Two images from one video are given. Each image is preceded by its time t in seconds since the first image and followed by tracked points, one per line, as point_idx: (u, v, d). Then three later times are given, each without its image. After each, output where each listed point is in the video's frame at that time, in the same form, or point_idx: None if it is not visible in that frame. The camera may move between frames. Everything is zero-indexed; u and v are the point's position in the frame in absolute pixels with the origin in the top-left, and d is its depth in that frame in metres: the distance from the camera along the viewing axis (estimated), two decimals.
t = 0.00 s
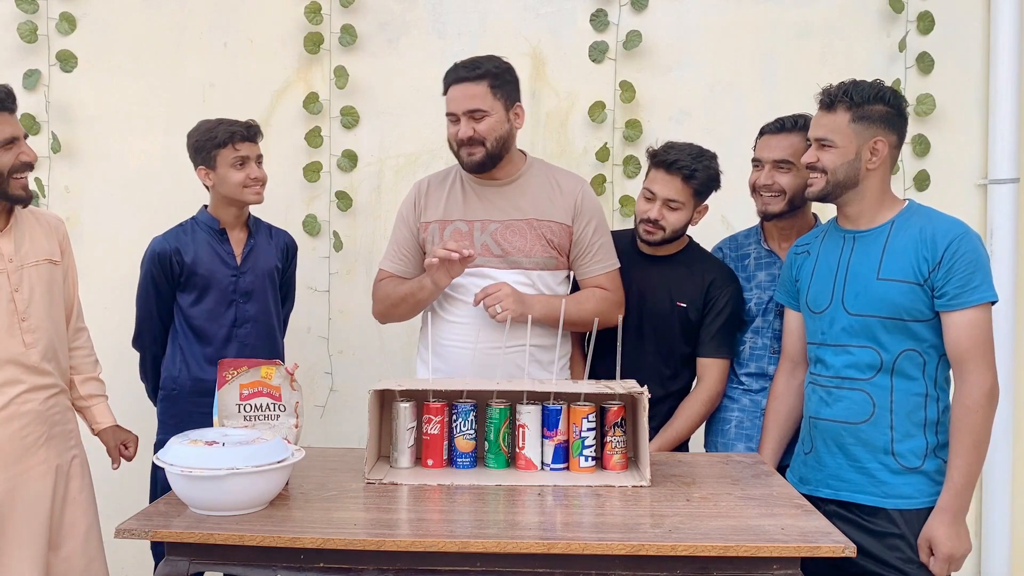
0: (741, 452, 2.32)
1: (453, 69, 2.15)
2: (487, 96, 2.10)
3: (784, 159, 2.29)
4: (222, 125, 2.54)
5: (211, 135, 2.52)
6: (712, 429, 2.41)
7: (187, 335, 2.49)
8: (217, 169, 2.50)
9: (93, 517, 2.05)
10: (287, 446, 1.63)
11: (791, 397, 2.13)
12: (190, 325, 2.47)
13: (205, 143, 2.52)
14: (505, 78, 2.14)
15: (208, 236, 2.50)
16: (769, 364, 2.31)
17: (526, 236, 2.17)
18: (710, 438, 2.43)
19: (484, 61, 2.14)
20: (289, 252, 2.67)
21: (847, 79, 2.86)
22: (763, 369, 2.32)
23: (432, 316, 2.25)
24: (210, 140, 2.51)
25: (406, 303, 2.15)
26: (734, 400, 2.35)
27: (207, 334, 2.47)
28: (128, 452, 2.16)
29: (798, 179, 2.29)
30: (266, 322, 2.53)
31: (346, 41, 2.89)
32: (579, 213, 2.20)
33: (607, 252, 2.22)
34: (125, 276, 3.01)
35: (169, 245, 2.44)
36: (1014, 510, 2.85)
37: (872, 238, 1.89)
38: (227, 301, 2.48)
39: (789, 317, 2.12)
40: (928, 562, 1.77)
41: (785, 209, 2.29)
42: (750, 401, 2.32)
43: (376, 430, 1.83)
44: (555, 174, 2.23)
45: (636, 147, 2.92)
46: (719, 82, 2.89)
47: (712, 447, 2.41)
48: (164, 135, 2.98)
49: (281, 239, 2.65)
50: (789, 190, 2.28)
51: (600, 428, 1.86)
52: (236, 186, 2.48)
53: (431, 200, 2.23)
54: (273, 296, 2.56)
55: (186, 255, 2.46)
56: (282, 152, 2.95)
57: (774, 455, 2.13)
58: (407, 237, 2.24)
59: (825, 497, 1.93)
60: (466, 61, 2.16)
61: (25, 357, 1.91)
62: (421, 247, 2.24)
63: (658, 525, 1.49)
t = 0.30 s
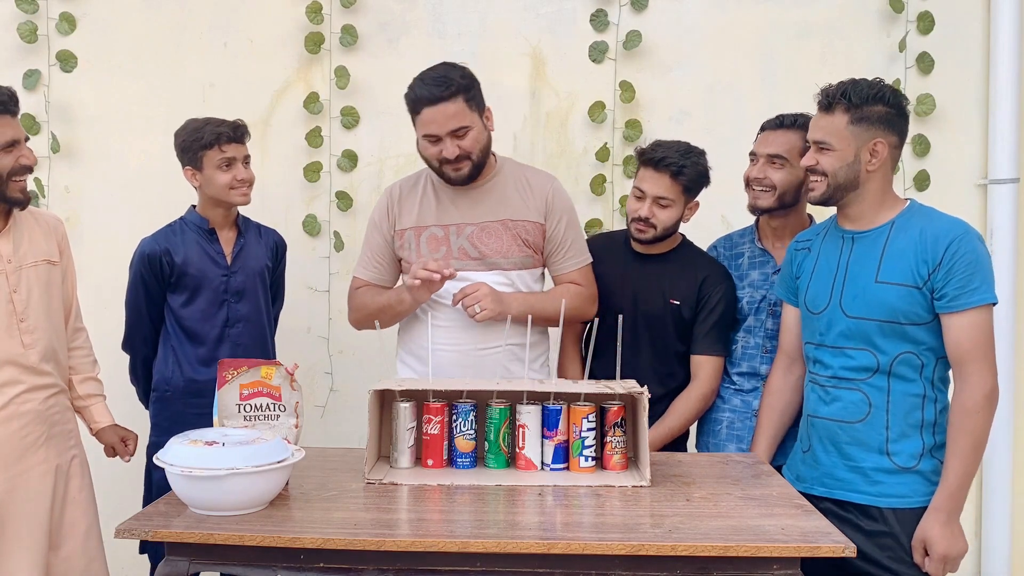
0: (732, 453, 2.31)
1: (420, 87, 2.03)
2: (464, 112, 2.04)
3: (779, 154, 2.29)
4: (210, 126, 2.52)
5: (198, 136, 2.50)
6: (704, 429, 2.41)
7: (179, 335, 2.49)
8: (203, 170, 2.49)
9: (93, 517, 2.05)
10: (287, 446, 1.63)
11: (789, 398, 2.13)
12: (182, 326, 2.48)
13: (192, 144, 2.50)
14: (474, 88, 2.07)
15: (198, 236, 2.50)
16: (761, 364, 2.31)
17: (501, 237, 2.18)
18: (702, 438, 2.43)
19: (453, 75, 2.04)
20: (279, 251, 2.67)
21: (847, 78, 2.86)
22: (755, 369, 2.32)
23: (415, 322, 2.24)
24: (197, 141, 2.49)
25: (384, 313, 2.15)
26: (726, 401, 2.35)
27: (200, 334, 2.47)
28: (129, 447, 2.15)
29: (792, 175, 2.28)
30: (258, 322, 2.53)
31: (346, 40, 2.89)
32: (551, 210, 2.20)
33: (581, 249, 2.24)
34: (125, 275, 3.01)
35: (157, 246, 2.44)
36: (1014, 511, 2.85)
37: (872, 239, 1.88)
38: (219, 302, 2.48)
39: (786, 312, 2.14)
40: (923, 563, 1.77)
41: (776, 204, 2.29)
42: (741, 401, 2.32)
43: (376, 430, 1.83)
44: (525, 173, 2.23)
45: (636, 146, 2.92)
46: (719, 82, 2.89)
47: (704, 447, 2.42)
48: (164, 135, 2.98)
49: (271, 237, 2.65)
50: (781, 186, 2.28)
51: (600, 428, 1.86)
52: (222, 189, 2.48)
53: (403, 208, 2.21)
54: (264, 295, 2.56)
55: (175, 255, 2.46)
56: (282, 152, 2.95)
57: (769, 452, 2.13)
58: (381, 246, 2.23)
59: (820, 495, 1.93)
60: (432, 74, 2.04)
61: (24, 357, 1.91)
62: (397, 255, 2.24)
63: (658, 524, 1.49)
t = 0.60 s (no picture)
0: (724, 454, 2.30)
1: (417, 97, 2.02)
2: (461, 121, 2.04)
3: (763, 157, 2.29)
4: (200, 127, 2.51)
5: (187, 138, 2.49)
6: (697, 429, 2.40)
7: (173, 336, 2.49)
8: (192, 172, 2.49)
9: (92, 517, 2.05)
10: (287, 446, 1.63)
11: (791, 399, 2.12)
12: (176, 326, 2.48)
13: (180, 147, 2.50)
14: (469, 97, 2.08)
15: (190, 236, 2.50)
16: (753, 367, 2.28)
17: (494, 241, 2.19)
18: (694, 439, 2.41)
19: (450, 85, 2.04)
20: (275, 250, 2.66)
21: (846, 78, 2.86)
22: (747, 371, 2.29)
23: (412, 329, 2.22)
24: (186, 143, 2.48)
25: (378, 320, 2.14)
26: (718, 403, 2.33)
27: (194, 335, 2.47)
28: (130, 446, 2.15)
29: (777, 177, 2.28)
30: (253, 322, 2.52)
31: (347, 41, 2.89)
32: (540, 212, 2.23)
33: (569, 249, 2.28)
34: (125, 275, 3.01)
35: (150, 246, 2.45)
36: (1014, 511, 2.84)
37: (893, 238, 1.85)
38: (212, 302, 2.48)
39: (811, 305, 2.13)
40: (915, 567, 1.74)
41: (762, 206, 2.28)
42: (733, 404, 2.29)
43: (376, 430, 1.83)
44: (514, 176, 2.24)
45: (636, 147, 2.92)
46: (719, 82, 2.89)
47: (695, 447, 2.40)
48: (164, 135, 2.98)
49: (265, 237, 2.64)
50: (767, 188, 2.27)
51: (600, 428, 1.86)
52: (209, 192, 2.47)
53: (393, 214, 2.20)
54: (259, 295, 2.56)
55: (168, 256, 2.46)
56: (282, 152, 2.95)
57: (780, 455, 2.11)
58: (370, 252, 2.21)
59: (830, 497, 1.93)
60: (429, 84, 2.04)
61: (23, 357, 1.91)
62: (386, 261, 2.22)
63: (658, 524, 1.49)
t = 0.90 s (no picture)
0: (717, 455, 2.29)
1: (442, 90, 2.04)
2: (484, 118, 2.05)
3: (745, 161, 2.27)
4: (199, 128, 2.50)
5: (186, 138, 2.48)
6: (690, 431, 2.39)
7: (172, 336, 2.49)
8: (191, 172, 2.49)
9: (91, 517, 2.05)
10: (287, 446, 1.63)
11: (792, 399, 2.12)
12: (175, 326, 2.48)
13: (179, 147, 2.49)
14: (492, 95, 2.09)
15: (189, 236, 2.50)
16: (746, 368, 2.26)
17: (510, 239, 2.19)
18: (687, 440, 2.40)
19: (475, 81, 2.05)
20: (274, 250, 2.67)
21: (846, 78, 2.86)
22: (739, 372, 2.27)
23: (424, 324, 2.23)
24: (184, 143, 2.48)
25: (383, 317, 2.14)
26: (711, 404, 2.32)
27: (192, 335, 2.47)
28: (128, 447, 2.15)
29: (761, 180, 2.26)
30: (251, 322, 2.52)
31: (347, 41, 2.89)
32: (556, 212, 2.23)
33: (580, 249, 2.27)
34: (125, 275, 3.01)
35: (149, 246, 2.45)
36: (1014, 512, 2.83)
37: (922, 236, 1.81)
38: (211, 302, 2.48)
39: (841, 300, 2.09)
40: None
41: (748, 209, 2.27)
42: (726, 405, 2.28)
43: (376, 430, 1.83)
44: (531, 176, 2.24)
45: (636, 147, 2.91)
46: (719, 82, 2.89)
47: (688, 448, 2.40)
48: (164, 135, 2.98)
49: (264, 237, 2.64)
50: (753, 193, 2.26)
51: (600, 428, 1.86)
52: (206, 194, 2.47)
53: (412, 209, 2.21)
54: (258, 295, 2.55)
55: (167, 255, 2.46)
56: (282, 152, 2.96)
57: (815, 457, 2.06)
58: (387, 246, 2.21)
59: (851, 497, 1.91)
60: (454, 78, 2.05)
61: (22, 357, 1.91)
62: (403, 256, 2.22)
63: (658, 525, 1.49)
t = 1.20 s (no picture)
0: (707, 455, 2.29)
1: (492, 88, 2.06)
2: (526, 123, 2.08)
3: (740, 159, 2.27)
4: (202, 129, 2.50)
5: (189, 138, 2.48)
6: (683, 430, 2.40)
7: (173, 336, 2.49)
8: (193, 172, 2.49)
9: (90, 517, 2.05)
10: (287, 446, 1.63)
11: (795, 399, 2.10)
12: (176, 326, 2.48)
13: (182, 147, 2.49)
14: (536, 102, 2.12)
15: (190, 236, 2.50)
16: (737, 366, 2.26)
17: (527, 243, 2.21)
18: (680, 439, 2.41)
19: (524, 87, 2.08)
20: (275, 250, 2.67)
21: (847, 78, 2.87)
22: (732, 371, 2.27)
23: (433, 322, 2.24)
24: (187, 144, 2.48)
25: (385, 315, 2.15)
26: (703, 404, 2.32)
27: (193, 335, 2.47)
28: (129, 451, 2.15)
29: (757, 178, 2.26)
30: (252, 322, 2.52)
31: (347, 41, 2.90)
32: (572, 220, 2.23)
33: (592, 256, 2.25)
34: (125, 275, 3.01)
35: (150, 245, 2.45)
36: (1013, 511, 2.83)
37: (937, 236, 1.80)
38: (212, 302, 2.48)
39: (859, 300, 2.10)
40: None
41: (745, 208, 2.27)
42: (717, 404, 2.28)
43: (376, 430, 1.83)
44: (553, 184, 2.26)
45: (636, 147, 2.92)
46: (719, 82, 2.89)
47: (680, 447, 2.40)
48: (164, 135, 2.98)
49: (265, 237, 2.65)
50: (749, 191, 2.26)
51: (600, 428, 1.86)
52: (208, 194, 2.47)
53: (438, 203, 2.22)
54: (258, 295, 2.56)
55: (168, 255, 2.46)
56: (283, 152, 2.96)
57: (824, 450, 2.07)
58: (408, 239, 2.23)
59: (856, 496, 1.92)
60: (506, 79, 2.08)
61: (22, 357, 1.91)
62: (421, 249, 2.23)
63: (658, 524, 1.50)
